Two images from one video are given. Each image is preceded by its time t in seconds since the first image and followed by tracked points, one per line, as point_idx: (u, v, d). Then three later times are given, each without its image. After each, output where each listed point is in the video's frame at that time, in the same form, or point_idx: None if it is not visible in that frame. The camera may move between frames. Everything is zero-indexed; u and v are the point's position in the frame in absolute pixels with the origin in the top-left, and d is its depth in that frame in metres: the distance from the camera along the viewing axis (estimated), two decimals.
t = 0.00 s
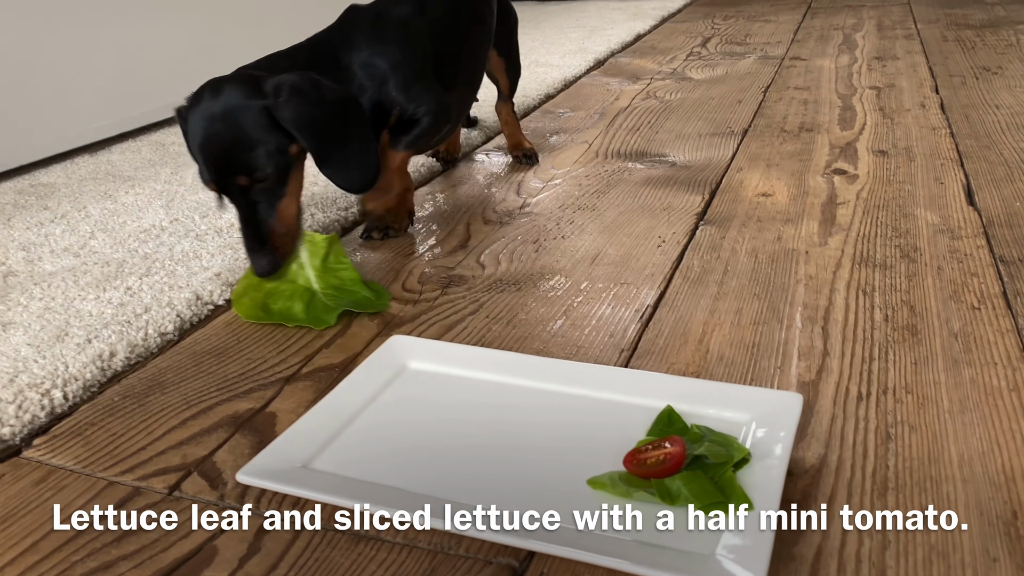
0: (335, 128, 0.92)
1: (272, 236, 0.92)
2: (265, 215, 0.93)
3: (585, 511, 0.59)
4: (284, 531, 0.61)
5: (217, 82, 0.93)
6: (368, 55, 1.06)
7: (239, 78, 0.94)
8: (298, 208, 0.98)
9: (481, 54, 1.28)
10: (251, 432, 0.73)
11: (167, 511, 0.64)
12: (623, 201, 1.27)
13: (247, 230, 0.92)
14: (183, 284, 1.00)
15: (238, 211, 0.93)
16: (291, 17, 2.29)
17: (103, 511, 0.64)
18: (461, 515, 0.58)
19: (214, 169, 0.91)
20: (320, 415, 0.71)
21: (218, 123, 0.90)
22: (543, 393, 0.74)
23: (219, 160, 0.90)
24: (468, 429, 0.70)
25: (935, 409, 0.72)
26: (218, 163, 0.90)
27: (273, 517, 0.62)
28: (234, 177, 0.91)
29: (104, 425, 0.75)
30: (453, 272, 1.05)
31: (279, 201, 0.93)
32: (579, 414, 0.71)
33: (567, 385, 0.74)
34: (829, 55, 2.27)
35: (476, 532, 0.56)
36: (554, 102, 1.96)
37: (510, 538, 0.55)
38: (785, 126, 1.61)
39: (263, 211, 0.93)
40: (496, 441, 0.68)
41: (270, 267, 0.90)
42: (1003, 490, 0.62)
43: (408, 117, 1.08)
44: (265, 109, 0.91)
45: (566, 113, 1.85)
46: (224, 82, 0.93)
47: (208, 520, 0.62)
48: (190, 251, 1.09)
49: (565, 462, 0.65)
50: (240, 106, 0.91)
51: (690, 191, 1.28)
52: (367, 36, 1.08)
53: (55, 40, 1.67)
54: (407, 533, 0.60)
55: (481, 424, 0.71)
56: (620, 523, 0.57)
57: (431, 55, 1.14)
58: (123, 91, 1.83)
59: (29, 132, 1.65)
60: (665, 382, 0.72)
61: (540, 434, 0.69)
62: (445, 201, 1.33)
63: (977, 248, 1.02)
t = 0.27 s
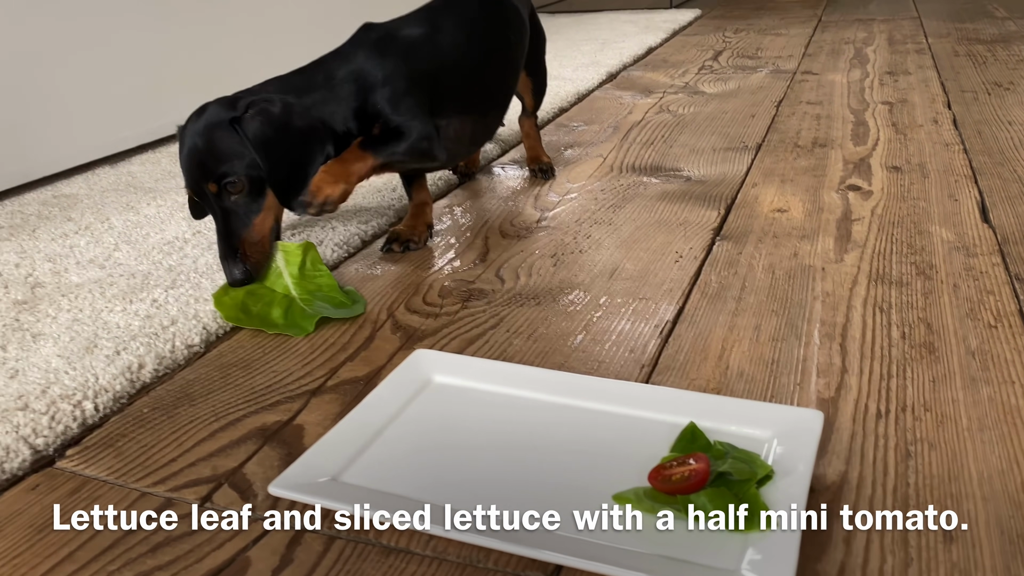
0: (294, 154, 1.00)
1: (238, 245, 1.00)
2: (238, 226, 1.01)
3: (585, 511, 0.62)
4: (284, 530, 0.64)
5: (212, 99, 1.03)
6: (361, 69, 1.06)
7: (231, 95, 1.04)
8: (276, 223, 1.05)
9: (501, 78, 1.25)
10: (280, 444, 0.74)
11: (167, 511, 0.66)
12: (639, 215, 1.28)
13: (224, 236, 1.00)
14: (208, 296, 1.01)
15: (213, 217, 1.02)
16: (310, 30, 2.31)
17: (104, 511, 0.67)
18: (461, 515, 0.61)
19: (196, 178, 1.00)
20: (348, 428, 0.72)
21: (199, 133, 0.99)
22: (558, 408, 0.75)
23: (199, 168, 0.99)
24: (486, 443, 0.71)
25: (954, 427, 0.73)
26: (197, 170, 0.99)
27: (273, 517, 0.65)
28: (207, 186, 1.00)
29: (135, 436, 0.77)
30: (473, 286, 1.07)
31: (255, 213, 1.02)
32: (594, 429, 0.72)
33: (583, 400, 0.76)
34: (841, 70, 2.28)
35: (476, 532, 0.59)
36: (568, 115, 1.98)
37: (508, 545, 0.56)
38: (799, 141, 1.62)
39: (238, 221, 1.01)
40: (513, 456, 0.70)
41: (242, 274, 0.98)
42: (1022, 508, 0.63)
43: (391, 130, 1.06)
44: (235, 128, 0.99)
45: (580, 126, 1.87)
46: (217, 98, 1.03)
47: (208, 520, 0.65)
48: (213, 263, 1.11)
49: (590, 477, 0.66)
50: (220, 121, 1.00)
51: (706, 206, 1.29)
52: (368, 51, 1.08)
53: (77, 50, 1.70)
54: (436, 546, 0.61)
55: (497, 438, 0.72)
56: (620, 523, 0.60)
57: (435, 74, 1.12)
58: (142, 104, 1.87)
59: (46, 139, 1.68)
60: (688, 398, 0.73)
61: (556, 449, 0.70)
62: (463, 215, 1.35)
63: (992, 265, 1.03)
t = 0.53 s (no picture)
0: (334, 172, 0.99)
1: (255, 257, 0.98)
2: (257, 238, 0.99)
3: (585, 511, 0.65)
4: (284, 530, 0.66)
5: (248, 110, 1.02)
6: (393, 95, 1.08)
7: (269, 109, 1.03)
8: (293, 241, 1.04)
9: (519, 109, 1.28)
10: (305, 454, 0.76)
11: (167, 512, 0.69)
12: (653, 229, 1.29)
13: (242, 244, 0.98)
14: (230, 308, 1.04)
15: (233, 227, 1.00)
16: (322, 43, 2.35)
17: (103, 511, 0.70)
18: (461, 515, 0.64)
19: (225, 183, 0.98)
20: (372, 439, 0.74)
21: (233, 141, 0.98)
22: (572, 420, 0.77)
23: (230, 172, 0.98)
24: (504, 455, 0.73)
25: (968, 443, 0.74)
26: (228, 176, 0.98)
27: (273, 517, 0.68)
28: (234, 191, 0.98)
29: (162, 445, 0.78)
30: (491, 298, 1.08)
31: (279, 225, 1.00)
32: (609, 441, 0.74)
33: (600, 414, 0.77)
34: (851, 84, 2.29)
35: (476, 532, 0.62)
36: (579, 128, 2.00)
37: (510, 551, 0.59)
38: (810, 156, 1.64)
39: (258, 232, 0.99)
40: (530, 468, 0.71)
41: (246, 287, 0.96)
42: None
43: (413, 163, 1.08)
44: (272, 139, 0.98)
45: (592, 139, 1.89)
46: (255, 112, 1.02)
47: (209, 520, 0.68)
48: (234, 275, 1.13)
49: (610, 490, 0.68)
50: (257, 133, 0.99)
51: (719, 221, 1.31)
52: (400, 77, 1.09)
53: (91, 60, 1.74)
54: (461, 556, 0.62)
55: (513, 449, 0.74)
56: (620, 523, 0.63)
57: (461, 104, 1.14)
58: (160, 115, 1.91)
59: (65, 149, 1.72)
60: (706, 413, 0.75)
61: (570, 462, 0.72)
62: (479, 228, 1.36)
63: (1005, 282, 1.04)
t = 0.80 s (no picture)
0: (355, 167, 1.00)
1: (278, 253, 1.01)
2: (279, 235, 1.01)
3: (585, 512, 0.67)
4: (283, 530, 0.68)
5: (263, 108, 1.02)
6: (411, 102, 1.08)
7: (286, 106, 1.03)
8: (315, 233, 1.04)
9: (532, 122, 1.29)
10: (320, 460, 0.77)
11: (166, 512, 0.71)
12: (661, 240, 1.31)
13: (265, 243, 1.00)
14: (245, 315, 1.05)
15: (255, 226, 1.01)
16: (332, 53, 2.37)
17: (103, 511, 0.71)
18: (460, 515, 0.66)
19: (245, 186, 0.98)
20: (388, 445, 0.75)
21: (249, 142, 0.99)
22: (581, 428, 0.78)
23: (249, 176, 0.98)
24: (515, 462, 0.74)
25: (975, 453, 0.75)
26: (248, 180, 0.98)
27: (273, 517, 0.69)
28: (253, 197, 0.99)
29: (180, 450, 0.80)
30: (501, 307, 1.10)
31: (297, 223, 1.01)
32: (619, 450, 0.75)
33: (610, 422, 0.78)
34: (858, 96, 2.30)
35: (476, 532, 0.64)
36: (587, 138, 2.02)
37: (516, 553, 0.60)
38: (817, 168, 1.65)
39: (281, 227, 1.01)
40: (541, 474, 0.72)
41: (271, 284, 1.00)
42: None
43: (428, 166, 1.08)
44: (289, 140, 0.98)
45: (600, 150, 1.90)
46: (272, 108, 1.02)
47: (208, 520, 0.69)
48: (248, 283, 1.15)
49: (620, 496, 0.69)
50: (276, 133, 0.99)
51: (728, 232, 1.32)
52: (417, 87, 1.10)
53: (106, 68, 1.76)
54: (476, 561, 0.63)
55: (523, 456, 0.75)
56: (620, 523, 0.65)
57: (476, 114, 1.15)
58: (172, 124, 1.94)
59: (79, 156, 1.74)
60: (716, 422, 0.76)
61: (577, 467, 0.73)
62: (489, 237, 1.38)
63: (1011, 294, 1.05)
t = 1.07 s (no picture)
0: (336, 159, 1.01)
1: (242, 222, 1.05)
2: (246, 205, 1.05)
3: (585, 511, 0.69)
4: (283, 529, 0.70)
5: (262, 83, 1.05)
6: (411, 116, 1.09)
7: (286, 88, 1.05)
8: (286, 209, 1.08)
9: (531, 145, 1.29)
10: (330, 468, 0.78)
11: (166, 512, 0.73)
12: (665, 251, 1.32)
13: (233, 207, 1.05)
14: (254, 324, 1.07)
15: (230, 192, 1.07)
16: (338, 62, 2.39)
17: (103, 511, 0.73)
18: (461, 515, 0.68)
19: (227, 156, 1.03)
20: (396, 453, 0.76)
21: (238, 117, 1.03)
22: (585, 435, 0.79)
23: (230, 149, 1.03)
24: (520, 468, 0.76)
25: (977, 466, 0.75)
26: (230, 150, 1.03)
27: (273, 517, 0.71)
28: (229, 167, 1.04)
29: (190, 457, 0.81)
30: (507, 317, 1.11)
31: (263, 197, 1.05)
32: (623, 458, 0.76)
33: (615, 432, 0.79)
34: (860, 108, 2.32)
35: (476, 532, 0.67)
36: (592, 149, 2.03)
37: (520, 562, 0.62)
38: (820, 180, 1.66)
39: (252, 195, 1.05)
40: (546, 481, 0.74)
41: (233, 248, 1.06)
42: None
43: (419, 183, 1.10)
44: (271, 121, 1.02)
45: (604, 160, 1.92)
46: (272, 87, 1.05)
47: (209, 520, 0.71)
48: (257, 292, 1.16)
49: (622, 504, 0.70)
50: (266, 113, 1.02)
51: (731, 243, 1.33)
52: (421, 101, 1.11)
53: (116, 78, 1.78)
54: (484, 569, 0.65)
55: (528, 462, 0.77)
56: (620, 523, 0.67)
57: (473, 135, 1.15)
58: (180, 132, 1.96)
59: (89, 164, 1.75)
60: (722, 434, 0.77)
61: (581, 473, 0.75)
62: (494, 247, 1.39)
63: (1013, 308, 1.06)
